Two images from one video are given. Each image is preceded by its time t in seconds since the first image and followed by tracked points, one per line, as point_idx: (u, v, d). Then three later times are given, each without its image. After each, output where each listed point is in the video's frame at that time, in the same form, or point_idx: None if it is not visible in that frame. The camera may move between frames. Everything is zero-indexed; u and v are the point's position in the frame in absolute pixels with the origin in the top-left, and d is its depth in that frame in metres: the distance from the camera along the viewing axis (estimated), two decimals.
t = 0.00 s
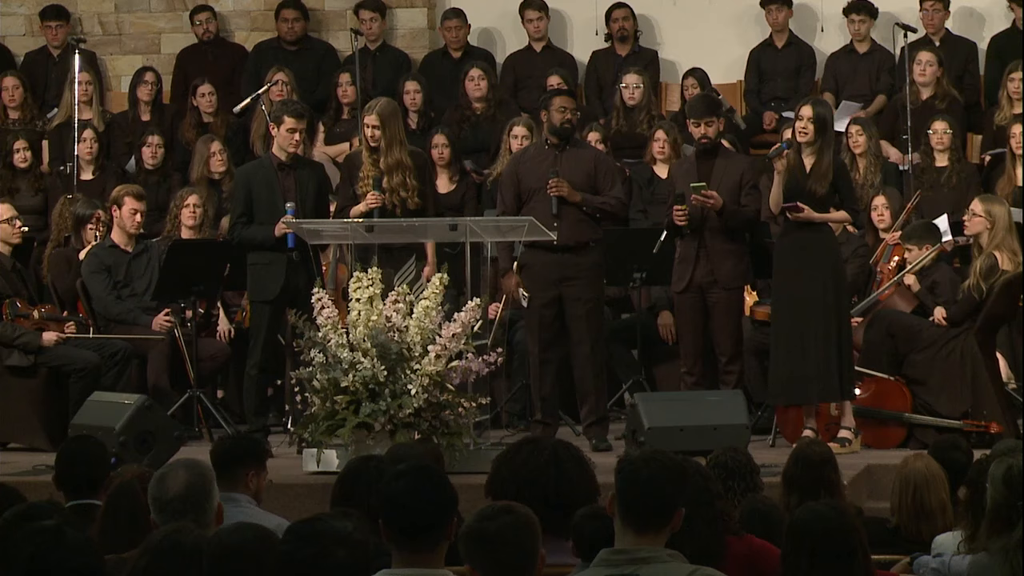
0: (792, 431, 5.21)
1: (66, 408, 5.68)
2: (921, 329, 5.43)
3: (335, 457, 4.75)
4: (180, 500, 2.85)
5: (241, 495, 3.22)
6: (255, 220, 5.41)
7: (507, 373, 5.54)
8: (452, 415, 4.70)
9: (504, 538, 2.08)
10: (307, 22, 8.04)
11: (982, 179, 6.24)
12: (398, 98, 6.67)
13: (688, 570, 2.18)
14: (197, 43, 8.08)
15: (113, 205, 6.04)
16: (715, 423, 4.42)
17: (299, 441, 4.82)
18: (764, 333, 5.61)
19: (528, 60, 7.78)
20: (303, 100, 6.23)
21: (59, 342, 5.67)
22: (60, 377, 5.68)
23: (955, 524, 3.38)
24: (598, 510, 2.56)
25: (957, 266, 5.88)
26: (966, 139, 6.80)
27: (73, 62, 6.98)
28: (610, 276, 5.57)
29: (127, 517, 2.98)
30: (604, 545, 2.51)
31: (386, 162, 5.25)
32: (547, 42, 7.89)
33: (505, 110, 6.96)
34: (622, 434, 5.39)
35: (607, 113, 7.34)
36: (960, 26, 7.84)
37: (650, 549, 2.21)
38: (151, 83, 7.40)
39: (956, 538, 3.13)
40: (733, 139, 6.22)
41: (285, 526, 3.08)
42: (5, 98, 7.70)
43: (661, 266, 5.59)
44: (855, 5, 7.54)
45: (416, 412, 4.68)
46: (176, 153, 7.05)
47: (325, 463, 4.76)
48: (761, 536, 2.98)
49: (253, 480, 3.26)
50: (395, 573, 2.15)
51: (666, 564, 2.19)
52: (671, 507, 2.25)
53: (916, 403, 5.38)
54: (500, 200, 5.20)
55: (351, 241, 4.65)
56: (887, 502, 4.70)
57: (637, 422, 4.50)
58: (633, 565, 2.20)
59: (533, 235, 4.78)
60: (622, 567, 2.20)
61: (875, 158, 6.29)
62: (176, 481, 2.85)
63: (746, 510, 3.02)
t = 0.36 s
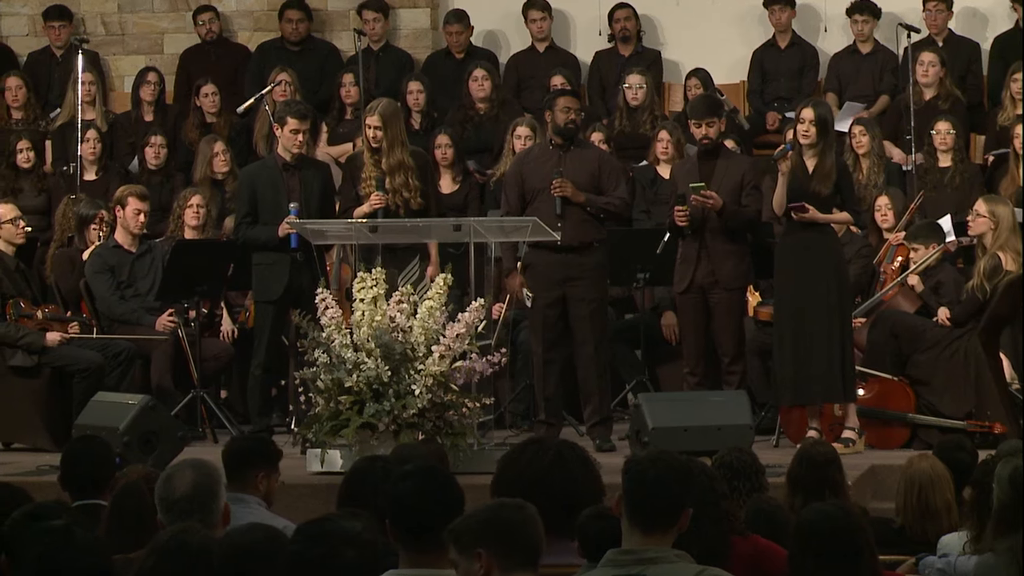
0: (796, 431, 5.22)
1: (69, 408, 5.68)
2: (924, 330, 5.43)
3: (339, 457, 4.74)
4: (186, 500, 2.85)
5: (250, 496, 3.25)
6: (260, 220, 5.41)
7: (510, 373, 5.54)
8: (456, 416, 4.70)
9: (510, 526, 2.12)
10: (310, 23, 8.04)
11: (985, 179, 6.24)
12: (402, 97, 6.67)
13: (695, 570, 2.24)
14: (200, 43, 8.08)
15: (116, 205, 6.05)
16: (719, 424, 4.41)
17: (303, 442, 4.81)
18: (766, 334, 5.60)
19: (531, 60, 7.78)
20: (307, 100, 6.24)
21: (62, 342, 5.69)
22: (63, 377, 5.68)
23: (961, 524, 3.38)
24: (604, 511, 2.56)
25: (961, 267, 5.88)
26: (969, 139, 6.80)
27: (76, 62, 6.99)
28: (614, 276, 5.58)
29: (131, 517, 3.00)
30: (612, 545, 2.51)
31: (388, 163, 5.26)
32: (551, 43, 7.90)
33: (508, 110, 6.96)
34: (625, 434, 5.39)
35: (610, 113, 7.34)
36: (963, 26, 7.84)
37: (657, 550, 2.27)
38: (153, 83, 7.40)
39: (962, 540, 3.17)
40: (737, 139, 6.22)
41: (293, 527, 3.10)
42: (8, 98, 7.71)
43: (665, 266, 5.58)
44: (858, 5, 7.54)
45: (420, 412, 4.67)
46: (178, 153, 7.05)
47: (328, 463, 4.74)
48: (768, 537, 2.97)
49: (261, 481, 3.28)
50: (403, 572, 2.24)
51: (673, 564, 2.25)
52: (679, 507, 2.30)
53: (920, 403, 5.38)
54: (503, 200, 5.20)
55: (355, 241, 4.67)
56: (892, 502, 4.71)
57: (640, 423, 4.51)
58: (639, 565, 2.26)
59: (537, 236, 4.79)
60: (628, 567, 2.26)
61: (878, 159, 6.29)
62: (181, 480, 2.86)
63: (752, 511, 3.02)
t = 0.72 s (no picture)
0: (799, 432, 5.22)
1: (73, 409, 5.69)
2: (930, 330, 5.41)
3: (343, 458, 4.75)
4: (194, 501, 2.86)
5: (257, 496, 3.25)
6: (266, 221, 5.43)
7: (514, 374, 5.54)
8: (460, 416, 4.70)
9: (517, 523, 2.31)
10: (312, 23, 8.04)
11: (989, 179, 6.23)
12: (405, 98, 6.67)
13: (702, 570, 2.24)
14: (203, 44, 8.09)
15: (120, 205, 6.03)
16: (723, 424, 4.41)
17: (307, 442, 4.81)
18: (770, 335, 5.59)
19: (534, 61, 7.78)
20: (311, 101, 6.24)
21: (66, 343, 5.70)
22: (67, 377, 5.68)
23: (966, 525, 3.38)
24: (609, 512, 2.55)
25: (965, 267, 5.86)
26: (972, 140, 6.80)
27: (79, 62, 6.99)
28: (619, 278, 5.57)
29: (138, 517, 2.99)
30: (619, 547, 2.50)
31: (393, 163, 5.26)
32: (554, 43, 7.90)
33: (511, 111, 6.96)
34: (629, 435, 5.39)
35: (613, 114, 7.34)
36: (967, 27, 7.83)
37: (665, 551, 2.27)
38: (156, 83, 7.41)
39: (968, 539, 3.16)
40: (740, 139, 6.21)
41: (299, 528, 3.10)
42: (11, 99, 7.71)
43: (668, 267, 5.57)
44: (861, 5, 7.53)
45: (424, 413, 4.67)
46: (181, 154, 7.05)
47: (332, 464, 4.75)
48: (774, 539, 2.97)
49: (267, 482, 3.29)
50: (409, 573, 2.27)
51: (681, 565, 2.25)
52: (687, 507, 2.30)
53: (924, 403, 5.37)
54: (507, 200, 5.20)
55: (359, 242, 4.68)
56: (896, 503, 4.70)
57: (646, 423, 4.51)
58: (646, 566, 2.26)
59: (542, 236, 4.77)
60: (635, 567, 2.26)
61: (881, 159, 6.28)
62: (188, 481, 2.86)
63: (757, 511, 3.02)
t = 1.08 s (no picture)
0: (802, 431, 5.23)
1: (76, 408, 5.69)
2: (934, 329, 5.41)
3: (346, 457, 4.75)
4: (200, 501, 2.87)
5: (261, 496, 3.26)
6: (271, 221, 5.42)
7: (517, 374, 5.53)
8: (464, 415, 4.69)
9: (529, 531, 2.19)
10: (314, 23, 8.04)
11: (991, 179, 6.22)
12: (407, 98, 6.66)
13: (709, 570, 2.23)
14: (205, 44, 8.09)
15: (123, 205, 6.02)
16: (726, 424, 4.41)
17: (311, 442, 4.82)
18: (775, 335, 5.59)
19: (537, 61, 7.77)
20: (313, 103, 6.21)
21: (69, 343, 5.71)
22: (70, 377, 5.69)
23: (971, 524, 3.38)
24: (614, 512, 2.55)
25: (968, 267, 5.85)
26: (974, 140, 6.79)
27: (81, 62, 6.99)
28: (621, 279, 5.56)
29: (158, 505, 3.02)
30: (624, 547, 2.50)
31: (397, 162, 5.27)
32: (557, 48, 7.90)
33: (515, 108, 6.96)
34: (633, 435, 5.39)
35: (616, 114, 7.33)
36: (970, 26, 7.82)
37: (671, 551, 2.27)
38: (158, 83, 7.40)
39: (973, 540, 3.16)
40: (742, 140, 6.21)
41: (305, 528, 3.10)
42: (13, 98, 7.71)
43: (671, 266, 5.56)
44: (863, 5, 7.52)
45: (428, 413, 4.67)
46: (183, 153, 7.05)
47: (336, 463, 4.75)
48: (779, 539, 2.97)
49: (271, 481, 3.29)
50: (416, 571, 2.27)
51: (688, 564, 2.25)
52: (693, 507, 2.30)
53: (928, 403, 5.37)
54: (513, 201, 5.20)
55: (363, 241, 4.69)
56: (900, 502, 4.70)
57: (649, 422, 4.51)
58: (653, 565, 2.26)
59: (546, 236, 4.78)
60: (642, 566, 2.25)
61: (883, 159, 6.27)
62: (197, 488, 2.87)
63: (762, 511, 3.02)
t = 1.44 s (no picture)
0: (808, 431, 5.16)
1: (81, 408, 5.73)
2: (938, 329, 5.40)
3: (351, 457, 4.98)
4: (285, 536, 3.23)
5: (270, 497, 4.53)
6: (279, 220, 5.58)
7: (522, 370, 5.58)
8: (468, 415, 4.93)
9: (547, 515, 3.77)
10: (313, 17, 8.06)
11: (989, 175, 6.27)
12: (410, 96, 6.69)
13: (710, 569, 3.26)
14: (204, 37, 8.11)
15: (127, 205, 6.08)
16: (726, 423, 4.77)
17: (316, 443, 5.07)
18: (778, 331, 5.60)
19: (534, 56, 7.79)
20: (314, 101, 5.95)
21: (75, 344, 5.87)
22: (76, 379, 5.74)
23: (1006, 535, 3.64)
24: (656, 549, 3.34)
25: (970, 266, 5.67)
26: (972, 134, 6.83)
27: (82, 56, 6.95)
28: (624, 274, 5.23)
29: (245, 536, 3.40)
30: None
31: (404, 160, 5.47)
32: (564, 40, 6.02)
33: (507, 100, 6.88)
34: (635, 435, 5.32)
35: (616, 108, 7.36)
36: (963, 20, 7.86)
37: (680, 553, 3.30)
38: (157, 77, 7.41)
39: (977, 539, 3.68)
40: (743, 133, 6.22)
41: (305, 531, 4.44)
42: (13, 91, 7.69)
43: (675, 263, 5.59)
44: None
45: (432, 412, 5.00)
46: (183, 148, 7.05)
47: (341, 463, 4.98)
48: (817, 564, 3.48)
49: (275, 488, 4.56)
50: None
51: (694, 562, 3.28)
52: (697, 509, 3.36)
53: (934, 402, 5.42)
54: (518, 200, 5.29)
55: (366, 241, 5.00)
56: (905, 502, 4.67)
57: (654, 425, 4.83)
58: (663, 563, 3.28)
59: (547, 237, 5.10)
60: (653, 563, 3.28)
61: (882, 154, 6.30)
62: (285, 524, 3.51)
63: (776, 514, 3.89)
